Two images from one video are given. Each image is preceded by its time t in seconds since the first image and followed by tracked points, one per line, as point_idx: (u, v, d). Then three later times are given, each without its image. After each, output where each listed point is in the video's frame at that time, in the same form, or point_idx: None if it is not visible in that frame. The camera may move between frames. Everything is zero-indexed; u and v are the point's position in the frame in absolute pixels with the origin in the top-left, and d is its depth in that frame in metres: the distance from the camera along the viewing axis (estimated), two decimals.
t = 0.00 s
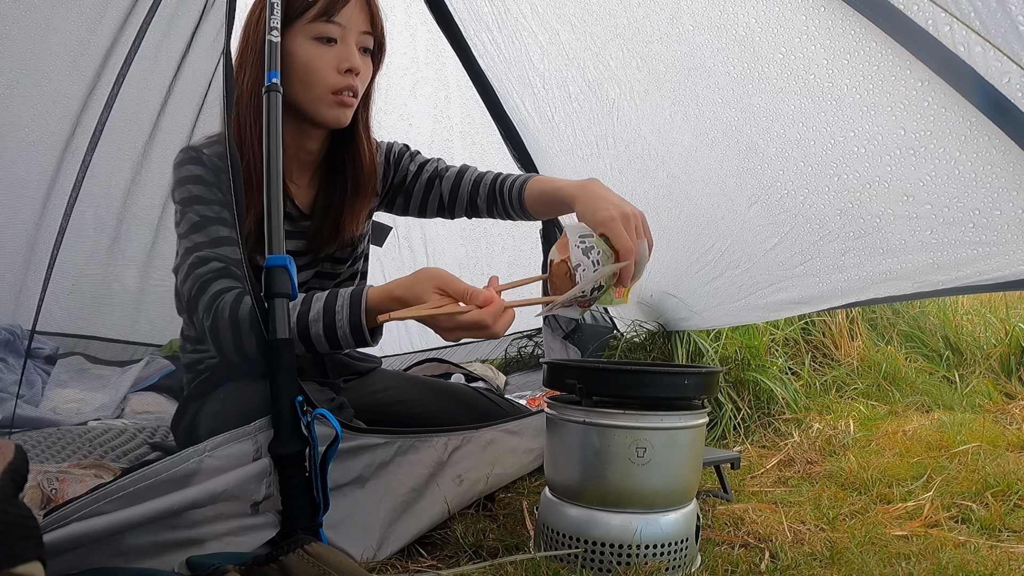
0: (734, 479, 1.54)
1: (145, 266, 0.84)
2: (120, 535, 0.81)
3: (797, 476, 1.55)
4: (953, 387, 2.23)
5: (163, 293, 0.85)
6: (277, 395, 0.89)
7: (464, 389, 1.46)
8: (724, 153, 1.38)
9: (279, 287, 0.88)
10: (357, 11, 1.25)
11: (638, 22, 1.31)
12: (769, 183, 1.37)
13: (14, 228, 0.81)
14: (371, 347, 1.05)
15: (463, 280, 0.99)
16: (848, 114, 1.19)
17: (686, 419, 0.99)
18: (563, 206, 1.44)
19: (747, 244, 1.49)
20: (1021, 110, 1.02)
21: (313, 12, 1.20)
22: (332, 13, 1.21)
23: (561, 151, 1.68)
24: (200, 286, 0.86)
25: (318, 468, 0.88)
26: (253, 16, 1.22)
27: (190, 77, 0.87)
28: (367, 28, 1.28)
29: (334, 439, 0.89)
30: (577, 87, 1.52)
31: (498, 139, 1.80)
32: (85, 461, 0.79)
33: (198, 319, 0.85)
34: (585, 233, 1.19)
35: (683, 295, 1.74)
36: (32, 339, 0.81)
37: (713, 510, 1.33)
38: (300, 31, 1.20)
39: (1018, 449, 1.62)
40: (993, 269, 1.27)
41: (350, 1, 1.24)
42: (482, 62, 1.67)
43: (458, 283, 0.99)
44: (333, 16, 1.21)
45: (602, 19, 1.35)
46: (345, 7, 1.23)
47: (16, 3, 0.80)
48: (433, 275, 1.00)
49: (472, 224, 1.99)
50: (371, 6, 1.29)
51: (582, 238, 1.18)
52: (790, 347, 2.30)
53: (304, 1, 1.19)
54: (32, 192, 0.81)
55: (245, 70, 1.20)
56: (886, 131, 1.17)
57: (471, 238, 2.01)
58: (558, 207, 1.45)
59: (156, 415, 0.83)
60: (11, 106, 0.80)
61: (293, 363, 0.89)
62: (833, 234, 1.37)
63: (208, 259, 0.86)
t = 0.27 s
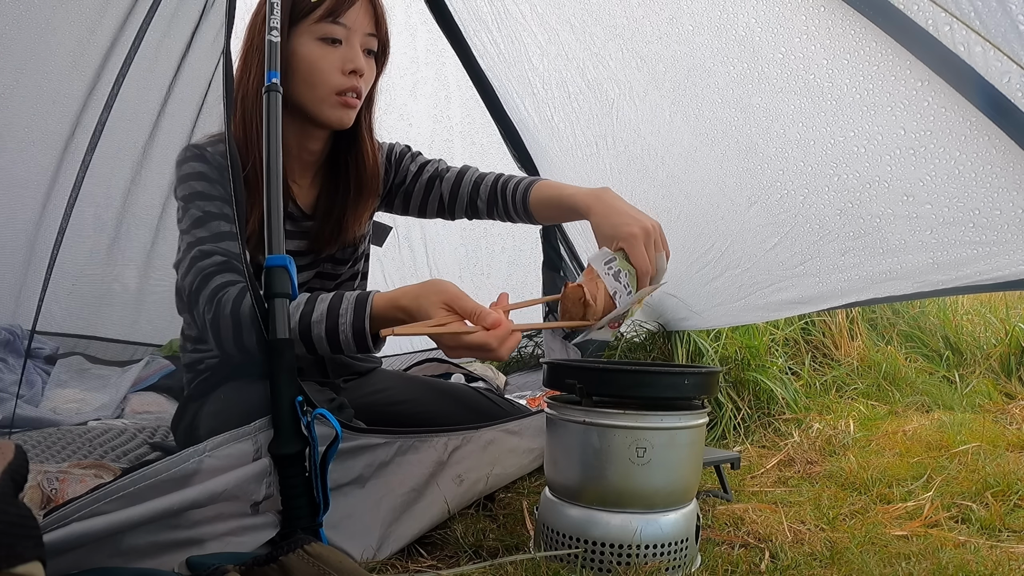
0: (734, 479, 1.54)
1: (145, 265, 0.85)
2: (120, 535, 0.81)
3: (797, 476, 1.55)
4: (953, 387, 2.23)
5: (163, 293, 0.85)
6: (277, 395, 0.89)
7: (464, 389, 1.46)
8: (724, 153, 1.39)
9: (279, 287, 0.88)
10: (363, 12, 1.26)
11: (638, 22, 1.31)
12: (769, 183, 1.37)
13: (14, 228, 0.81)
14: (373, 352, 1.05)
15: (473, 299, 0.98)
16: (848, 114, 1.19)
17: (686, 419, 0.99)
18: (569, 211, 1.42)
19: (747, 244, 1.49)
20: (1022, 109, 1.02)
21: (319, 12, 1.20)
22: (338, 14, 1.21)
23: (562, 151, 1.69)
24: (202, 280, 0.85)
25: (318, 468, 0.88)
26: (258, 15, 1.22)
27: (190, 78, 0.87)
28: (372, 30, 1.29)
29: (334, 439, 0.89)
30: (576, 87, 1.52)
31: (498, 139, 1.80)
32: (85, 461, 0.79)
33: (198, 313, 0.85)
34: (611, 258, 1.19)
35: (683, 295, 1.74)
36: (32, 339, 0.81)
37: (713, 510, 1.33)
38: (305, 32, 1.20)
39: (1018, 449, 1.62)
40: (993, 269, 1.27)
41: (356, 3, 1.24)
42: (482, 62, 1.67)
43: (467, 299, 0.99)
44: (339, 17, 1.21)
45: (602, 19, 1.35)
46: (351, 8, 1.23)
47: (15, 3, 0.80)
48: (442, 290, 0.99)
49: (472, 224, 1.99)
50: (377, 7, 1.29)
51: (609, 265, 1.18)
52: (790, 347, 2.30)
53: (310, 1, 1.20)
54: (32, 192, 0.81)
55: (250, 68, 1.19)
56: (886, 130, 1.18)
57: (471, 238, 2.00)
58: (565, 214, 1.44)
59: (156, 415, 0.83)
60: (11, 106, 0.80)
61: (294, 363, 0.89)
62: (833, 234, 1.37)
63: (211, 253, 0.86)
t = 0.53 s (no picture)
0: (734, 479, 1.54)
1: (146, 266, 0.85)
2: (120, 535, 0.81)
3: (797, 476, 1.55)
4: (953, 387, 2.23)
5: (163, 294, 0.85)
6: (277, 395, 0.89)
7: (464, 389, 1.46)
8: (724, 153, 1.39)
9: (279, 287, 0.88)
10: (373, 15, 1.26)
11: (638, 22, 1.31)
12: (769, 183, 1.37)
13: (14, 229, 0.81)
14: (374, 344, 1.03)
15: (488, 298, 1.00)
16: (848, 114, 1.19)
17: (686, 419, 0.99)
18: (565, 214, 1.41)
19: (747, 244, 1.50)
20: (1022, 109, 1.02)
21: (329, 14, 1.21)
22: (348, 16, 1.21)
23: (562, 151, 1.69)
24: (199, 252, 0.86)
25: (318, 468, 0.88)
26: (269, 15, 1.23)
27: (190, 78, 0.87)
28: (381, 32, 1.29)
29: (334, 439, 0.89)
30: (576, 87, 1.52)
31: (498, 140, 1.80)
32: (85, 461, 0.79)
33: (193, 284, 0.86)
34: (617, 276, 1.15)
35: (683, 295, 1.74)
36: (31, 340, 0.81)
37: (713, 510, 1.33)
38: (315, 33, 1.21)
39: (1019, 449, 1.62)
40: (993, 269, 1.27)
41: (366, 6, 1.24)
42: (482, 62, 1.67)
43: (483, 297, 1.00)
44: (349, 19, 1.21)
45: (602, 19, 1.35)
46: (362, 11, 1.23)
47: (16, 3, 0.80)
48: (459, 284, 1.00)
49: (472, 224, 1.99)
50: (387, 10, 1.30)
51: (615, 285, 1.14)
52: (790, 347, 2.30)
53: (320, 2, 1.20)
54: (32, 193, 0.81)
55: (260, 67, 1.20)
56: (886, 130, 1.17)
57: (471, 241, 2.01)
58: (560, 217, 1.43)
59: (156, 415, 0.83)
60: (11, 106, 0.80)
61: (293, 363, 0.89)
62: (833, 234, 1.37)
63: (213, 229, 0.87)
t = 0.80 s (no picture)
0: (734, 479, 1.54)
1: (146, 266, 0.85)
2: (120, 536, 0.81)
3: (797, 476, 1.55)
4: (953, 387, 2.23)
5: (163, 294, 0.85)
6: (277, 394, 0.89)
7: (464, 390, 1.46)
8: (724, 153, 1.38)
9: (279, 287, 0.88)
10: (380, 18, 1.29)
11: (638, 22, 1.31)
12: (769, 183, 1.37)
13: (13, 229, 0.81)
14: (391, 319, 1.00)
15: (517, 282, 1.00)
16: (848, 114, 1.19)
17: (686, 419, 0.99)
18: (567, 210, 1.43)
19: (747, 244, 1.50)
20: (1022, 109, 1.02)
21: (339, 16, 1.23)
22: (357, 18, 1.24)
23: (562, 151, 1.69)
24: (211, 215, 0.87)
25: (318, 468, 0.88)
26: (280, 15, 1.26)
27: (190, 78, 0.87)
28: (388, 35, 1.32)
29: (334, 439, 0.89)
30: (576, 87, 1.52)
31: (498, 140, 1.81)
32: (85, 461, 0.79)
33: (203, 237, 0.87)
34: (622, 246, 1.16)
35: (682, 295, 1.74)
36: (31, 340, 0.80)
37: (713, 510, 1.33)
38: (324, 34, 1.24)
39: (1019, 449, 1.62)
40: (993, 269, 1.27)
41: (375, 9, 1.27)
42: (482, 63, 1.67)
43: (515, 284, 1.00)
44: (358, 21, 1.24)
45: (601, 19, 1.35)
46: (370, 12, 1.26)
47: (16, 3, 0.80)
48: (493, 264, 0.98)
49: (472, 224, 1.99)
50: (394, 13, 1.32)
51: (620, 253, 1.16)
52: (790, 347, 2.30)
53: (330, 4, 1.23)
54: (32, 193, 0.81)
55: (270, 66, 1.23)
56: (886, 130, 1.17)
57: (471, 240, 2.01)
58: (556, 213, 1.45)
59: (156, 415, 0.83)
60: (12, 106, 0.80)
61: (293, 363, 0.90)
62: (833, 235, 1.37)
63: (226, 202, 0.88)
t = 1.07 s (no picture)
0: (734, 479, 1.54)
1: (146, 266, 0.85)
2: (120, 536, 0.80)
3: (797, 475, 1.55)
4: (953, 387, 2.23)
5: (163, 293, 0.85)
6: (277, 394, 0.89)
7: (464, 390, 1.46)
8: (724, 153, 1.38)
9: (279, 287, 0.88)
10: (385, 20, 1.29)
11: (638, 22, 1.31)
12: (769, 183, 1.37)
13: (13, 229, 0.81)
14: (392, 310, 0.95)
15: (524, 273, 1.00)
16: (848, 114, 1.19)
17: (686, 419, 0.99)
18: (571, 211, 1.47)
19: (747, 244, 1.50)
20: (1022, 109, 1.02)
21: (344, 17, 1.23)
22: (361, 20, 1.24)
23: (562, 150, 1.69)
24: (214, 203, 0.87)
25: (318, 468, 0.88)
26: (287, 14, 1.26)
27: (190, 78, 0.88)
28: (392, 37, 1.32)
29: (334, 439, 0.89)
30: (576, 87, 1.52)
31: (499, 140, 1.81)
32: (85, 461, 0.79)
33: (206, 222, 0.87)
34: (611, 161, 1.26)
35: (683, 295, 1.75)
36: (31, 340, 0.80)
37: (713, 510, 1.33)
38: (329, 34, 1.24)
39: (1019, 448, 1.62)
40: (993, 269, 1.27)
41: (380, 11, 1.27)
42: (482, 62, 1.67)
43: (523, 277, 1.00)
44: (362, 22, 1.24)
45: (601, 19, 1.35)
46: (376, 14, 1.26)
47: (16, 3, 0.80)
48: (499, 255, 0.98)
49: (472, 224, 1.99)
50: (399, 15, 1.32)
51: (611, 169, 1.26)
52: (790, 347, 2.30)
53: (337, 5, 1.23)
54: (32, 193, 0.81)
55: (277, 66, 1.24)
56: (886, 130, 1.17)
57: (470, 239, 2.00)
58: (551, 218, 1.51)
59: (155, 415, 0.83)
60: (11, 105, 0.80)
61: (293, 363, 0.89)
62: (833, 234, 1.37)
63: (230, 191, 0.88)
